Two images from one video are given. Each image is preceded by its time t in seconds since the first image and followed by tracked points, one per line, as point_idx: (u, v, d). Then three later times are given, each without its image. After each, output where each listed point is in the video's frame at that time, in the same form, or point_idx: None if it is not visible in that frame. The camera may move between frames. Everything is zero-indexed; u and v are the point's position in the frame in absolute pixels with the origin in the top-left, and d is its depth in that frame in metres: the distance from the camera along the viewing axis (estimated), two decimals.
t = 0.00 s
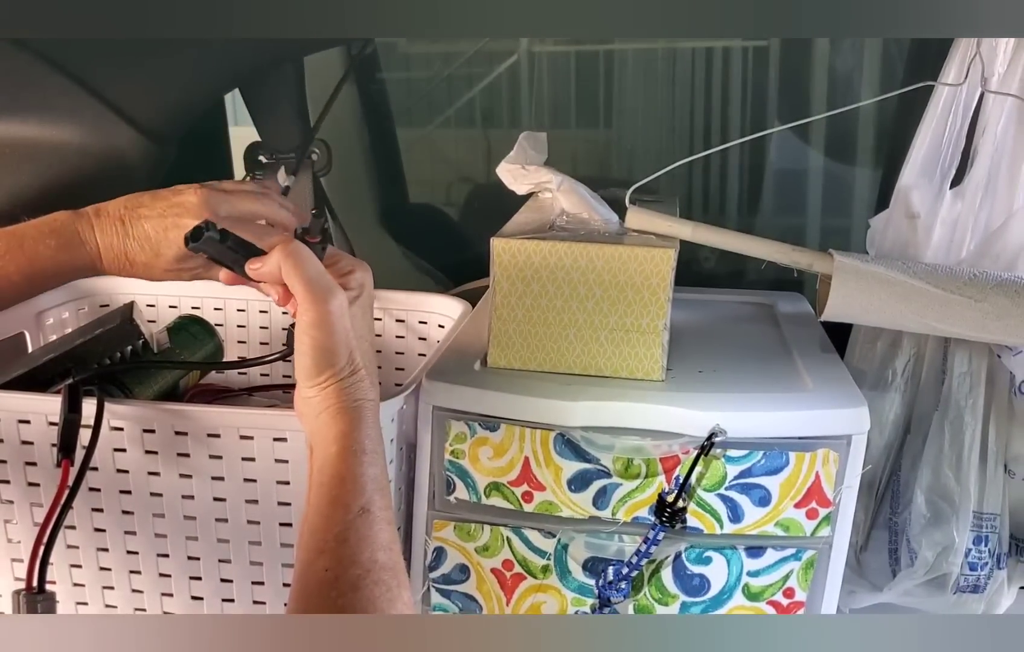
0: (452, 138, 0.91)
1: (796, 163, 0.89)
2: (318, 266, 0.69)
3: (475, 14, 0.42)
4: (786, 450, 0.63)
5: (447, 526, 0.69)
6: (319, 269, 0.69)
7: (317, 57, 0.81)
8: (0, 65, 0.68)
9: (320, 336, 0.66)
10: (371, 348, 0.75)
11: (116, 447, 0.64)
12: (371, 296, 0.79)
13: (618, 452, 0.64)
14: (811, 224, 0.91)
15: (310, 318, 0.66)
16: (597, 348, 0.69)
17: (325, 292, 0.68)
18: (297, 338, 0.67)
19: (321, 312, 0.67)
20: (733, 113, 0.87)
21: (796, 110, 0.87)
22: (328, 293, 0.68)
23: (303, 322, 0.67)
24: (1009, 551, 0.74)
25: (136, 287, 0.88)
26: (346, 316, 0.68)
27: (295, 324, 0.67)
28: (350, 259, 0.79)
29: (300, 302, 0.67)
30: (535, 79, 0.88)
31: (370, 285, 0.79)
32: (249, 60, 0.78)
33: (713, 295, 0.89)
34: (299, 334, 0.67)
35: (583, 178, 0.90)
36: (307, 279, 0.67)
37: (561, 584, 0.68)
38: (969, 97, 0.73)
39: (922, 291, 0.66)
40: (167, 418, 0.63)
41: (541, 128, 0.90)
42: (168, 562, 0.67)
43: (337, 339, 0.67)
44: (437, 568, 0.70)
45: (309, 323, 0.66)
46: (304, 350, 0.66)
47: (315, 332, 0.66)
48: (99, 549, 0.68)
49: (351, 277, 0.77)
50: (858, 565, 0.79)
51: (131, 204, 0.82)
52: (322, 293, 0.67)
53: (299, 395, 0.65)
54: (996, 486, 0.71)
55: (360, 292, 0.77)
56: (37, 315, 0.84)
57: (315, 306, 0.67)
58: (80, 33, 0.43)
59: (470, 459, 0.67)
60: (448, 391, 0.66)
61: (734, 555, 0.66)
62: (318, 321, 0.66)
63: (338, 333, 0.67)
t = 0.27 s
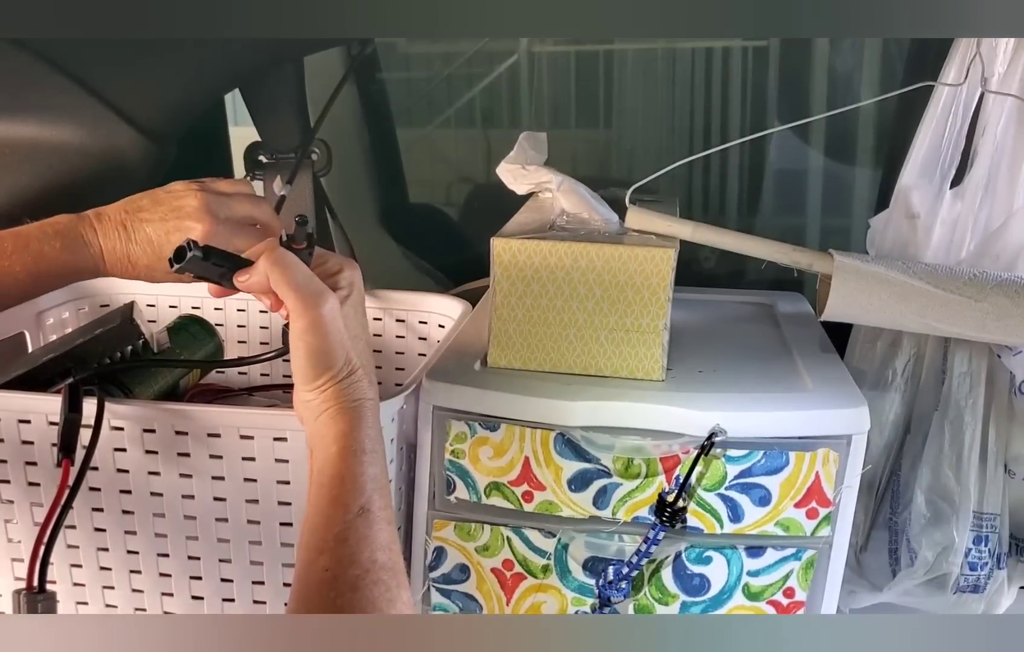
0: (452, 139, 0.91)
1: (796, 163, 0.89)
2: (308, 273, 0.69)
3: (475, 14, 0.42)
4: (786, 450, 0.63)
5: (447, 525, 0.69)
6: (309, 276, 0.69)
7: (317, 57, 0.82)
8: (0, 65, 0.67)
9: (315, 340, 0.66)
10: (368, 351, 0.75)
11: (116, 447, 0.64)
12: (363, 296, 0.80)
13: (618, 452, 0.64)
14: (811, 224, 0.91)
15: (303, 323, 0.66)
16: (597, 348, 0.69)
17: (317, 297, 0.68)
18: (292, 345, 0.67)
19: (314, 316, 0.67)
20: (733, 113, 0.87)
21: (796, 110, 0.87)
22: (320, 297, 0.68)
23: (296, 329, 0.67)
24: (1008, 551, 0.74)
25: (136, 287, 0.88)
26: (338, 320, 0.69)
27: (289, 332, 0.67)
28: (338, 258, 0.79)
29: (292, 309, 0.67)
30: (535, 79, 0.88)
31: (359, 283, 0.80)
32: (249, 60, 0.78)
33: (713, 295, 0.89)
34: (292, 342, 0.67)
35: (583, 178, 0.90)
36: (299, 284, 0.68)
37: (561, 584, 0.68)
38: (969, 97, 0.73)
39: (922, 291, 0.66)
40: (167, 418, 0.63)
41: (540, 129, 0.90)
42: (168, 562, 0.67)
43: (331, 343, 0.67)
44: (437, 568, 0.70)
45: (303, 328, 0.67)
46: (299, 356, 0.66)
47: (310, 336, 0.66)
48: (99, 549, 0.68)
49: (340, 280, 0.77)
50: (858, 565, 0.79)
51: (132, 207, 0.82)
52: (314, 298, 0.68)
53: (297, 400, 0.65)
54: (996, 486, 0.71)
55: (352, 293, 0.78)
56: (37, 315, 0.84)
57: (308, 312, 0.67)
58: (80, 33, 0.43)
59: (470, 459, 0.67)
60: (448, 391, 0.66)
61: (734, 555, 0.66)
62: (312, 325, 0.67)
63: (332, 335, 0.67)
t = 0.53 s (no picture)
0: (452, 139, 0.91)
1: (795, 163, 0.89)
2: (302, 277, 0.69)
3: (476, 14, 0.42)
4: (786, 450, 0.63)
5: (447, 526, 0.69)
6: (304, 279, 0.69)
7: (317, 57, 0.81)
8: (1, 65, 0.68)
9: (313, 340, 0.66)
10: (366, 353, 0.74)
11: (116, 447, 0.64)
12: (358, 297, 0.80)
13: (618, 452, 0.64)
14: (811, 224, 0.91)
15: (300, 324, 0.66)
16: (597, 348, 0.69)
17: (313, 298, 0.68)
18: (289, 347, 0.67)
19: (310, 317, 0.67)
20: (733, 113, 0.87)
21: (796, 110, 0.87)
22: (316, 298, 0.68)
23: (293, 330, 0.66)
24: (1008, 551, 0.74)
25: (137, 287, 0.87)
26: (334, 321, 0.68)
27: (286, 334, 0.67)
28: (333, 258, 0.80)
29: (288, 311, 0.67)
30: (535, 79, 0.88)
31: (354, 283, 0.80)
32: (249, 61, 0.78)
33: (713, 295, 0.89)
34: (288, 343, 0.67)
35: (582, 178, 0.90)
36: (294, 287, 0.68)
37: (561, 584, 0.68)
38: (969, 97, 0.73)
39: (922, 291, 0.66)
40: (167, 418, 0.63)
41: (540, 129, 0.90)
42: (168, 562, 0.67)
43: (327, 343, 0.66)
44: (437, 568, 0.70)
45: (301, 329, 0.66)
46: (297, 357, 0.66)
47: (307, 336, 0.66)
48: (99, 549, 0.68)
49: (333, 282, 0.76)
50: (858, 565, 0.79)
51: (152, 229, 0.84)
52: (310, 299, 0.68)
53: (296, 401, 0.64)
54: (996, 486, 0.71)
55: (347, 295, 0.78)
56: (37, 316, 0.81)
57: (305, 312, 0.67)
58: (80, 33, 0.43)
59: (470, 459, 0.67)
60: (448, 391, 0.66)
61: (734, 555, 0.66)
62: (309, 326, 0.66)
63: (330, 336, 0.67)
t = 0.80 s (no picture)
0: (452, 139, 0.91)
1: (795, 163, 0.89)
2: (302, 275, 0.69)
3: (475, 14, 0.42)
4: (786, 450, 0.63)
5: (447, 526, 0.69)
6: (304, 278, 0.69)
7: (317, 57, 0.81)
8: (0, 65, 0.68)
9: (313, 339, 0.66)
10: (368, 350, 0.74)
11: (116, 448, 0.64)
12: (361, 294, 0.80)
13: (618, 452, 0.64)
14: (811, 224, 0.91)
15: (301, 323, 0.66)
16: (597, 348, 0.69)
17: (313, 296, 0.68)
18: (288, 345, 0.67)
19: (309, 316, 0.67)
20: (733, 113, 0.87)
21: (796, 110, 0.87)
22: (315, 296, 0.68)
23: (292, 330, 0.67)
24: (1008, 551, 0.74)
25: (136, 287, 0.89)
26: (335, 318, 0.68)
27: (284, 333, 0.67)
28: (333, 258, 0.80)
29: (287, 311, 0.67)
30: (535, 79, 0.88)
31: (354, 282, 0.80)
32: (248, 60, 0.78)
33: (713, 295, 0.89)
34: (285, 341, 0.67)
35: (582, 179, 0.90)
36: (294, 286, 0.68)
37: (561, 584, 0.68)
38: (969, 97, 0.73)
39: (922, 291, 0.66)
40: (167, 418, 0.63)
41: (540, 129, 0.90)
42: (168, 562, 0.67)
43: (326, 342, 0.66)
44: (437, 568, 0.70)
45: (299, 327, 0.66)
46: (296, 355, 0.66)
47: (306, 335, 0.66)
48: (99, 549, 0.68)
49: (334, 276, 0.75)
50: (858, 565, 0.79)
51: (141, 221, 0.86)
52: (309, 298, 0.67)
53: (296, 400, 0.64)
54: (996, 486, 0.71)
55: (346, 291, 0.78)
56: (37, 314, 0.84)
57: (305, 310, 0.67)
58: (79, 33, 0.43)
59: (470, 459, 0.67)
60: (448, 391, 0.66)
61: (734, 555, 0.66)
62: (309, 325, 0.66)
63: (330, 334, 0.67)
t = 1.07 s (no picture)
0: (452, 139, 0.91)
1: (795, 163, 0.89)
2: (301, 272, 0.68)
3: (476, 14, 0.42)
4: (786, 450, 0.63)
5: (447, 526, 0.69)
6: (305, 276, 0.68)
7: (316, 57, 0.83)
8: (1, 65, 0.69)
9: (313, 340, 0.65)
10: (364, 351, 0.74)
11: (116, 448, 0.64)
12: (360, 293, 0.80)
13: (618, 452, 0.64)
14: (811, 224, 0.91)
15: (301, 323, 0.65)
16: (597, 348, 0.69)
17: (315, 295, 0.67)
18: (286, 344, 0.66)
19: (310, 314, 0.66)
20: (733, 113, 0.87)
21: (796, 110, 0.87)
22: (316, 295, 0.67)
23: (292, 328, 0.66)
24: (1008, 551, 0.74)
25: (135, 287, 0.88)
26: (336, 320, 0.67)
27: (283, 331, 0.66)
28: (336, 257, 0.79)
29: (288, 308, 0.66)
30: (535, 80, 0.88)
31: (357, 282, 0.80)
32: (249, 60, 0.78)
33: (712, 295, 0.89)
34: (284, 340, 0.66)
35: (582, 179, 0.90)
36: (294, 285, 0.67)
37: (561, 584, 0.68)
38: (969, 97, 0.73)
39: (922, 291, 0.66)
40: (167, 418, 0.63)
41: (540, 129, 0.90)
42: (168, 562, 0.67)
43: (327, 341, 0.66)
44: (437, 568, 0.70)
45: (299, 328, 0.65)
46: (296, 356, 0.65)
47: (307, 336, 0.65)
48: (99, 550, 0.68)
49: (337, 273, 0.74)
50: (858, 565, 0.79)
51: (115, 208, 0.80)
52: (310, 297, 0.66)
53: (296, 399, 0.64)
54: (996, 486, 0.71)
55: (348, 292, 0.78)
56: (37, 315, 0.84)
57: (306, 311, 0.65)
58: (80, 33, 0.43)
59: (470, 459, 0.67)
60: (448, 391, 0.66)
61: (734, 555, 0.66)
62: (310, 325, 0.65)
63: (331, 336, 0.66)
